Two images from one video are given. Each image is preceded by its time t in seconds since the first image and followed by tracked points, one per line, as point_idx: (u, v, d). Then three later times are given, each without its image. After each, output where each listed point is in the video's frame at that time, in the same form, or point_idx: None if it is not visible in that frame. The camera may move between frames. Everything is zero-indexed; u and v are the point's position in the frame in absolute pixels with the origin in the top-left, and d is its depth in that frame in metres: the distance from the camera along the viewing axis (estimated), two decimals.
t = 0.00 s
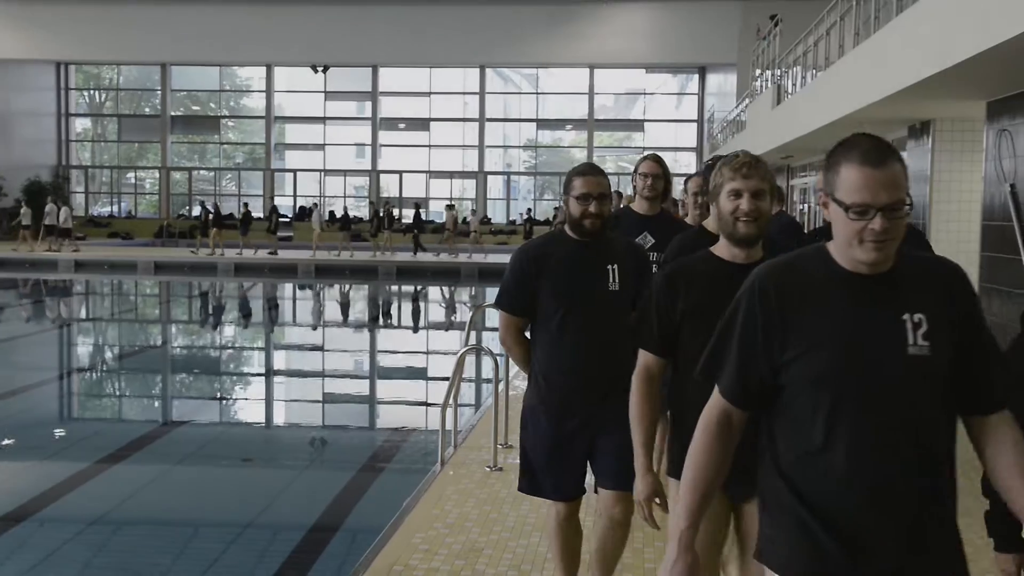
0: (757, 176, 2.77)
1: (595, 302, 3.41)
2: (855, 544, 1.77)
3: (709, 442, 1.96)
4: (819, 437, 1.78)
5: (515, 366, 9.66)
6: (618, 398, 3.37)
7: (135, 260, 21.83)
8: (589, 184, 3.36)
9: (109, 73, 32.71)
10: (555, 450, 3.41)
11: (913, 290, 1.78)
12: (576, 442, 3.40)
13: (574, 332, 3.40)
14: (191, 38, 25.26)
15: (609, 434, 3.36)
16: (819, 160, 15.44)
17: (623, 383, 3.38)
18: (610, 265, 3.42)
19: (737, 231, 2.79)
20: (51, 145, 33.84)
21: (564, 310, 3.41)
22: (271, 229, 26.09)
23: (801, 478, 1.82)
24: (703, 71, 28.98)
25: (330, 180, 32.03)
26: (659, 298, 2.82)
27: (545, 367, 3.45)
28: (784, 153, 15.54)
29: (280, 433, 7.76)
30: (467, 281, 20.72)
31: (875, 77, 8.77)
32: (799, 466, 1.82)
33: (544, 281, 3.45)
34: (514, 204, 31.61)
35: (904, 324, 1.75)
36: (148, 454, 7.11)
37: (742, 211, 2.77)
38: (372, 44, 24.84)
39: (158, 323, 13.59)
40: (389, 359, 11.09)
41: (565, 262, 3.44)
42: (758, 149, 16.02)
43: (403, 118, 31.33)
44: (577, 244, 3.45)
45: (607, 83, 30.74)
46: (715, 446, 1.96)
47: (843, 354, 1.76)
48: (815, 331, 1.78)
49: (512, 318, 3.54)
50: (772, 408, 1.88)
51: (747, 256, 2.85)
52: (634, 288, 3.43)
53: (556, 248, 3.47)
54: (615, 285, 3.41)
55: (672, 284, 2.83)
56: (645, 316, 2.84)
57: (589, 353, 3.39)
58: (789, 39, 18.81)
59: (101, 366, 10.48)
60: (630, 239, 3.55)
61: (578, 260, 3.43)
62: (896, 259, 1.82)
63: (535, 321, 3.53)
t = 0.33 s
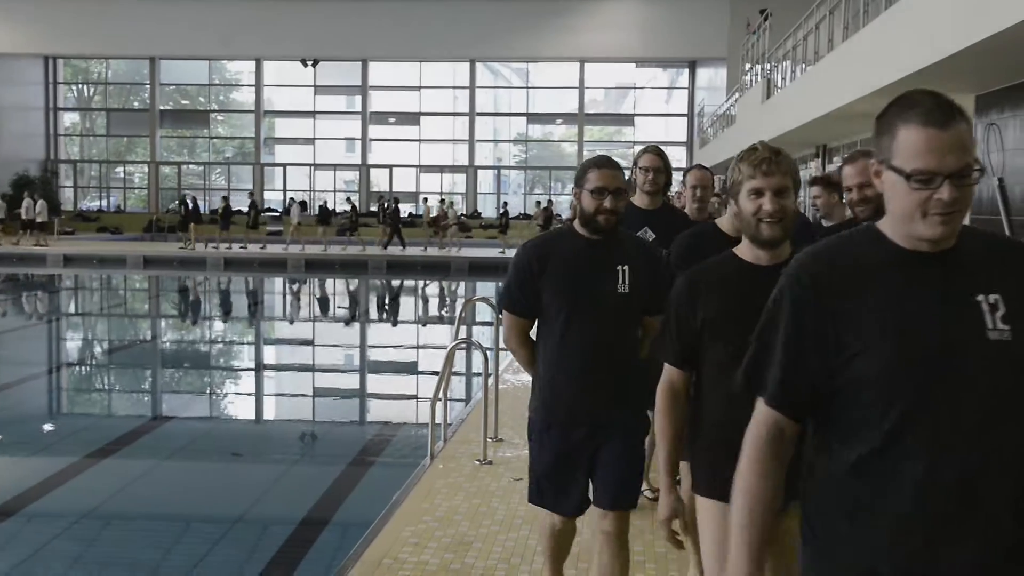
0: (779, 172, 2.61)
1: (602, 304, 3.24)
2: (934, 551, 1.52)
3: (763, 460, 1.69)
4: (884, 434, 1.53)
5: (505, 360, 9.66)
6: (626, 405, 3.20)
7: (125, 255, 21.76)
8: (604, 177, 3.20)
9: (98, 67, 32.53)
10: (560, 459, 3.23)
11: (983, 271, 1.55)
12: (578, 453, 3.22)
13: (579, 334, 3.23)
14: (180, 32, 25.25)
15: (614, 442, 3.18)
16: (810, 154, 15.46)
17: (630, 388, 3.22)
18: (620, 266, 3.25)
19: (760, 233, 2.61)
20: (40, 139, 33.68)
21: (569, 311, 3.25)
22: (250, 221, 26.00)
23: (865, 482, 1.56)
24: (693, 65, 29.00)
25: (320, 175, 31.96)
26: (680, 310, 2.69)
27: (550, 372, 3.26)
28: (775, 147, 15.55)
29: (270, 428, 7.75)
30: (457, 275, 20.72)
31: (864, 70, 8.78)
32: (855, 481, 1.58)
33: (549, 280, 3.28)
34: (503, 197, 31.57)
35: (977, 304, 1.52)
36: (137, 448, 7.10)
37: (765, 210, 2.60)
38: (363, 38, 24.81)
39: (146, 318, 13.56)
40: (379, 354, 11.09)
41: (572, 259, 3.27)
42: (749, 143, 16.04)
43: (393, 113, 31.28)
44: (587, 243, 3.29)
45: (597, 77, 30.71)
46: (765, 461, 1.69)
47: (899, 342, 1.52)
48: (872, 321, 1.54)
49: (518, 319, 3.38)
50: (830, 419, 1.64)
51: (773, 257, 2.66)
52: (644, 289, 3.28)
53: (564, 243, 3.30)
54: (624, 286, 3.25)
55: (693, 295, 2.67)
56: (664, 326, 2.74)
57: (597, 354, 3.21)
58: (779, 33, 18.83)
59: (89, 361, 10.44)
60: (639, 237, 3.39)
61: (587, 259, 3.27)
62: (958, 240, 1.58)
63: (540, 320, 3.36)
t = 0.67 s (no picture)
0: (794, 158, 2.22)
1: (609, 307, 2.93)
2: None
3: (917, 539, 1.20)
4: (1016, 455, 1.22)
5: (488, 358, 9.65)
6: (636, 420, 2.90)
7: (106, 254, 21.63)
8: (607, 169, 2.97)
9: (78, 65, 32.32)
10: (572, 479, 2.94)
11: None
12: (586, 471, 2.95)
13: (582, 341, 2.93)
14: (162, 30, 25.18)
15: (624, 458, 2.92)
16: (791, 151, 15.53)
17: (642, 400, 2.90)
18: (629, 263, 2.95)
19: (770, 227, 2.22)
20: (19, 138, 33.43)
21: (571, 316, 2.97)
22: (221, 218, 25.72)
23: (992, 511, 1.24)
24: (675, 63, 29.09)
25: (302, 173, 31.88)
26: (676, 316, 2.28)
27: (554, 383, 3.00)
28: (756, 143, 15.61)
29: (253, 427, 7.72)
30: (440, 273, 20.70)
31: (845, 67, 8.81)
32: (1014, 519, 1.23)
33: (550, 282, 3.03)
34: (486, 195, 31.55)
35: None
36: (119, 449, 7.05)
37: (777, 201, 2.21)
38: (345, 36, 24.83)
39: (128, 317, 13.48)
40: (362, 352, 11.07)
41: (574, 259, 3.01)
42: (730, 139, 16.11)
43: (375, 111, 31.27)
44: (589, 240, 3.02)
45: (580, 75, 30.74)
46: (922, 530, 1.21)
47: None
48: (974, 319, 1.21)
49: (524, 326, 3.18)
50: (961, 471, 1.26)
51: (781, 255, 2.27)
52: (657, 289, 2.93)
53: (565, 242, 3.05)
54: (632, 287, 2.93)
55: (689, 301, 2.27)
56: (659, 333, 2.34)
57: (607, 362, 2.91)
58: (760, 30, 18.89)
59: (71, 361, 10.39)
60: (655, 231, 3.08)
61: (588, 258, 3.00)
62: None
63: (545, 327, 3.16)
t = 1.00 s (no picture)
0: (854, 163, 1.91)
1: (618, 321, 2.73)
2: None
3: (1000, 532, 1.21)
4: None
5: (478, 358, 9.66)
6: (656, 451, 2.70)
7: (95, 254, 21.52)
8: (612, 175, 2.76)
9: (67, 65, 32.17)
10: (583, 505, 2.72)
11: None
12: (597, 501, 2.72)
13: (593, 360, 2.73)
14: (152, 29, 25.13)
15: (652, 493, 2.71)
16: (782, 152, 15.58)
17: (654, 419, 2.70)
18: (639, 277, 2.75)
19: (815, 236, 1.91)
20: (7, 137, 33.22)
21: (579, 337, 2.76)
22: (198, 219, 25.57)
23: None
24: (666, 63, 29.15)
25: (292, 173, 31.83)
26: (697, 327, 1.96)
27: (562, 411, 2.76)
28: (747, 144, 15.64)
29: (243, 427, 7.71)
30: (430, 274, 20.64)
31: (834, 68, 8.85)
32: None
33: (554, 298, 2.81)
34: (478, 195, 31.53)
35: None
36: (109, 449, 7.03)
37: (828, 209, 1.90)
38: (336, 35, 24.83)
39: (117, 318, 13.39)
40: (352, 352, 11.04)
41: (579, 272, 2.80)
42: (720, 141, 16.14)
43: (366, 111, 31.25)
44: (595, 252, 2.81)
45: (571, 75, 30.75)
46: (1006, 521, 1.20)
47: None
48: None
49: (520, 350, 2.89)
50: None
51: (818, 271, 1.98)
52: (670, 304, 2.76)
53: (568, 254, 2.84)
54: (645, 301, 2.74)
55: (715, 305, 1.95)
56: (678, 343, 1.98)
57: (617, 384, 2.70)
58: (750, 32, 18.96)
59: (60, 362, 10.33)
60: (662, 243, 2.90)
61: (594, 271, 2.79)
62: None
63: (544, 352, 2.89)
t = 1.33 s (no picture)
0: (938, 144, 1.66)
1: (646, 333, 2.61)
2: None
3: None
4: None
5: (471, 360, 9.69)
6: (670, 468, 2.57)
7: (87, 256, 21.47)
8: (655, 176, 2.56)
9: (60, 66, 32.10)
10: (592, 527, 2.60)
11: None
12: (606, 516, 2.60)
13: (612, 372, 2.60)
14: (146, 31, 25.13)
15: (666, 513, 2.57)
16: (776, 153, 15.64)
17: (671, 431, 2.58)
18: (674, 287, 2.65)
19: (897, 222, 1.63)
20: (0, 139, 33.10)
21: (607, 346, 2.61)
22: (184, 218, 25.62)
23: None
24: (660, 66, 29.20)
25: (286, 175, 31.84)
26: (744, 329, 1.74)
27: (576, 426, 2.62)
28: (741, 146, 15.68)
29: (236, 429, 7.73)
30: (423, 277, 20.62)
31: (827, 71, 8.89)
32: None
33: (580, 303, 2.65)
34: (471, 198, 31.56)
35: None
36: (102, 452, 7.03)
37: (913, 191, 1.62)
38: (330, 36, 24.85)
39: (110, 320, 13.36)
40: (345, 355, 11.03)
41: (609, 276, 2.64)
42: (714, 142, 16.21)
43: (360, 113, 31.29)
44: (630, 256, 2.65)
45: (565, 78, 30.75)
46: None
47: None
48: None
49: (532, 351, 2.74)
50: None
51: (891, 263, 1.68)
52: (699, 315, 2.68)
53: (595, 255, 2.67)
54: (679, 316, 2.64)
55: (762, 298, 1.71)
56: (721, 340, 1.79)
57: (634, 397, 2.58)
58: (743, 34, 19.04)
59: (54, 364, 10.32)
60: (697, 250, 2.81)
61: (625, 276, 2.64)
62: None
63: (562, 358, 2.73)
